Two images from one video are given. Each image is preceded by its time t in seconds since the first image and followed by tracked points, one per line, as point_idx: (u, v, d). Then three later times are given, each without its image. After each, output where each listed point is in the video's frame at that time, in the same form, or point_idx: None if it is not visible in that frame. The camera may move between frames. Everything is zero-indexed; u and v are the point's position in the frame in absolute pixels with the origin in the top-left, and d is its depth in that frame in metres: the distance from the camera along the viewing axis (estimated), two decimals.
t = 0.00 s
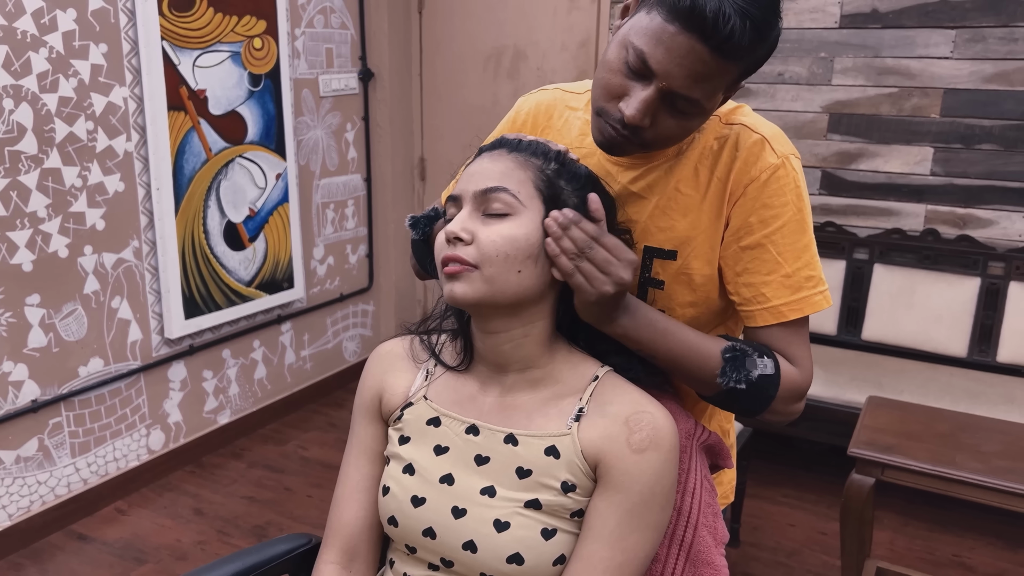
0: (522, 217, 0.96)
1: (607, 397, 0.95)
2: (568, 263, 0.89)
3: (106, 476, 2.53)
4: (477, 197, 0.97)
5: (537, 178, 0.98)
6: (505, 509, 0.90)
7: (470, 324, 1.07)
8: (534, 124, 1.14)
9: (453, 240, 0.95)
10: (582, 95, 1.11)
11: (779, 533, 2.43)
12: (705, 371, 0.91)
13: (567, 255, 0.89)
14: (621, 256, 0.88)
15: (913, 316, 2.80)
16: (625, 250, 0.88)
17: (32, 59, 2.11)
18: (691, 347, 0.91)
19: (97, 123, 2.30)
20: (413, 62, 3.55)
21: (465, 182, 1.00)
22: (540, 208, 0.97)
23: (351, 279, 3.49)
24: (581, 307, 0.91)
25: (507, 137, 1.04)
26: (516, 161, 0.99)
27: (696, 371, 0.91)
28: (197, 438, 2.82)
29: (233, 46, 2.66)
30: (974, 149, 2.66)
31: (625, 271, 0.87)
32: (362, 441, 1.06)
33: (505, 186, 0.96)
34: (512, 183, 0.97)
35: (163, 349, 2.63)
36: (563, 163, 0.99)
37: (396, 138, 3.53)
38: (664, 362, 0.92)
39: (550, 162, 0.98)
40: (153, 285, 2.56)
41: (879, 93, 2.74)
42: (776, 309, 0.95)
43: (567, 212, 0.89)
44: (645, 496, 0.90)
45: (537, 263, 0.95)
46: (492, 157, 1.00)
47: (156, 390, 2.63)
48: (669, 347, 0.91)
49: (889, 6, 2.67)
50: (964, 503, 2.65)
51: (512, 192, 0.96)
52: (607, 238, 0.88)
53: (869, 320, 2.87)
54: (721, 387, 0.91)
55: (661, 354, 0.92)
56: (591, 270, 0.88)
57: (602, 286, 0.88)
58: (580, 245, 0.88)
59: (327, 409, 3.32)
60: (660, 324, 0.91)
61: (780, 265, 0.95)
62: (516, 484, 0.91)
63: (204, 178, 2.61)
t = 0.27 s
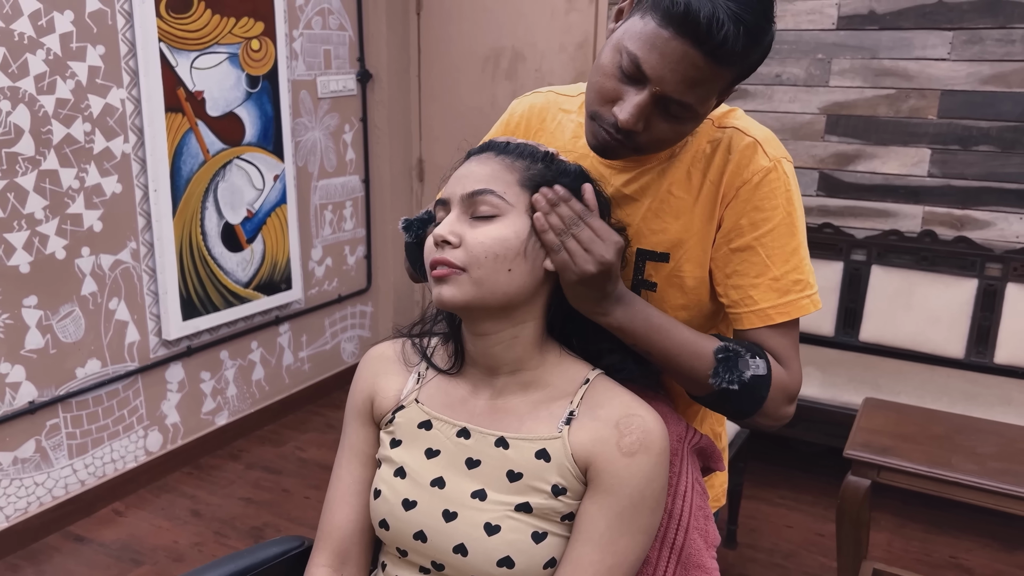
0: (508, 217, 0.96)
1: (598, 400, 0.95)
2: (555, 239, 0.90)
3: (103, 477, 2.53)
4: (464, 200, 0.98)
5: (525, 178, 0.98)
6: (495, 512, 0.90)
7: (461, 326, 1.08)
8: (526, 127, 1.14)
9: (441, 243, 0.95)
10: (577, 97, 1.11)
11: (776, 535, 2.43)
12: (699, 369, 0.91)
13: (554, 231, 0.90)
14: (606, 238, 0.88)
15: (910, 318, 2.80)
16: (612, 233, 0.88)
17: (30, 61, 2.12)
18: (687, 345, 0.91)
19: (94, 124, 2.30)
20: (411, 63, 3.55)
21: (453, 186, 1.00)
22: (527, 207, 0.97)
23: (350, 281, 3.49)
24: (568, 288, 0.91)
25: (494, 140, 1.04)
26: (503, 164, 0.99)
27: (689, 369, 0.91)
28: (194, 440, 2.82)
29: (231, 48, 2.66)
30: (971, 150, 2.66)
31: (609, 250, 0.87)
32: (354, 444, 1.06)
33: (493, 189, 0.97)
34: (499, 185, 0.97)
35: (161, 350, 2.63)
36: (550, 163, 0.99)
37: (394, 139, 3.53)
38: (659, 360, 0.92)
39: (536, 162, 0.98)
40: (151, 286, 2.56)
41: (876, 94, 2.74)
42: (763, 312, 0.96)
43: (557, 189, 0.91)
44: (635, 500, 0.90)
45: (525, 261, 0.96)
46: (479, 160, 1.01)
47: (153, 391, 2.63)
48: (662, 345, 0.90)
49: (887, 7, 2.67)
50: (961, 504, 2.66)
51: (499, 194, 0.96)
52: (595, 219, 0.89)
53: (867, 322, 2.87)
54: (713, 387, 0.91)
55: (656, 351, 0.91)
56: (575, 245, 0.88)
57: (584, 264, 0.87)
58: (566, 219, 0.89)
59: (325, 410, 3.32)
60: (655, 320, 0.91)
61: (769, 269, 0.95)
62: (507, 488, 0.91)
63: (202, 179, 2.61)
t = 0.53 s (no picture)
0: (507, 224, 0.96)
1: (592, 402, 0.96)
2: (557, 259, 0.90)
3: (102, 478, 2.54)
4: (463, 204, 0.98)
5: (523, 185, 0.99)
6: (489, 513, 0.90)
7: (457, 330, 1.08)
8: (521, 129, 1.14)
9: (439, 247, 0.96)
10: (571, 100, 1.11)
11: (774, 536, 2.43)
12: (694, 376, 0.91)
13: (556, 251, 0.90)
14: (609, 255, 0.89)
15: (908, 319, 2.80)
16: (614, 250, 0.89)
17: (29, 63, 2.12)
18: (683, 353, 0.91)
19: (93, 126, 2.30)
20: (410, 65, 3.56)
21: (451, 189, 1.01)
22: (525, 215, 0.98)
23: (349, 282, 3.50)
24: (568, 304, 0.91)
25: (492, 143, 1.05)
26: (502, 168, 1.00)
27: (685, 375, 0.91)
28: (193, 441, 2.83)
29: (230, 50, 2.67)
30: (968, 152, 2.67)
31: (613, 269, 0.88)
32: (350, 446, 1.06)
33: (492, 194, 0.97)
34: (498, 191, 0.98)
35: (160, 351, 2.64)
36: (547, 170, 1.00)
37: (393, 141, 3.54)
38: (654, 367, 0.92)
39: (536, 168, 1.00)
40: (150, 288, 2.56)
41: (873, 96, 2.75)
42: (759, 317, 0.96)
43: (561, 207, 0.90)
44: (628, 501, 0.91)
45: (522, 269, 0.96)
46: (477, 164, 1.01)
47: (152, 392, 2.63)
48: (658, 352, 0.91)
49: (884, 9, 2.68)
50: (958, 505, 2.66)
51: (498, 199, 0.97)
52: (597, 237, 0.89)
53: (864, 323, 2.88)
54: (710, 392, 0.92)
55: (652, 359, 0.91)
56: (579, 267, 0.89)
57: (588, 283, 0.88)
58: (570, 239, 0.89)
59: (324, 411, 3.33)
60: (652, 330, 0.91)
61: (765, 273, 0.96)
62: (501, 489, 0.91)
63: (200, 182, 2.62)
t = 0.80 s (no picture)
0: (492, 228, 0.96)
1: (586, 406, 0.96)
2: (540, 262, 0.91)
3: (101, 480, 2.54)
4: (449, 210, 0.99)
5: (509, 189, 0.99)
6: (483, 517, 0.91)
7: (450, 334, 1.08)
8: (521, 131, 1.14)
9: (425, 253, 0.96)
10: (572, 103, 1.11)
11: (773, 538, 2.44)
12: (687, 378, 0.92)
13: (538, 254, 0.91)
14: (589, 254, 0.88)
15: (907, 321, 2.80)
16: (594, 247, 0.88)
17: (29, 66, 2.13)
18: (676, 355, 0.91)
19: (93, 129, 2.31)
20: (410, 67, 3.56)
21: (440, 195, 1.01)
22: (511, 216, 0.98)
23: (348, 284, 3.50)
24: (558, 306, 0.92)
25: (483, 147, 1.05)
26: (489, 173, 1.00)
27: (679, 377, 0.92)
28: (193, 442, 2.83)
29: (229, 52, 2.67)
30: (967, 154, 2.67)
31: (595, 268, 0.88)
32: (345, 449, 1.07)
33: (476, 199, 0.97)
34: (484, 196, 0.98)
35: (159, 353, 2.64)
36: (536, 173, 1.00)
37: (393, 142, 3.54)
38: (649, 368, 0.93)
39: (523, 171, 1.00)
40: (149, 289, 2.57)
41: (872, 98, 2.75)
42: (752, 319, 0.96)
43: (536, 209, 0.91)
44: (622, 505, 0.91)
45: (509, 270, 0.96)
46: (465, 169, 1.02)
47: (152, 394, 2.64)
48: (652, 354, 0.91)
49: (883, 12, 2.68)
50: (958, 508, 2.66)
51: (483, 204, 0.97)
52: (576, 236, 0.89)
53: (863, 325, 2.88)
54: (701, 394, 0.92)
55: (646, 360, 0.92)
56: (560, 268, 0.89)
57: (572, 284, 0.88)
58: (549, 241, 0.90)
59: (323, 413, 3.33)
60: (647, 330, 0.91)
61: (760, 277, 0.96)
62: (495, 493, 0.92)
63: (199, 184, 2.62)
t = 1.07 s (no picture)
0: (505, 240, 0.97)
1: (586, 419, 0.96)
2: (558, 263, 0.90)
3: (100, 484, 2.54)
4: (461, 220, 0.98)
5: (520, 202, 0.99)
6: (483, 530, 0.90)
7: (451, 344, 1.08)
8: (521, 140, 1.15)
9: (437, 262, 0.96)
10: (571, 112, 1.11)
11: (772, 543, 2.43)
12: (686, 388, 0.92)
13: (558, 256, 0.91)
14: (609, 264, 0.89)
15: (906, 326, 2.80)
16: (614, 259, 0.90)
17: (28, 70, 2.13)
18: (678, 364, 0.91)
19: (92, 133, 2.31)
20: (409, 71, 3.56)
21: (449, 205, 1.01)
22: (524, 231, 0.99)
23: (347, 287, 3.50)
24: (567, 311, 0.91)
25: (488, 160, 1.05)
26: (499, 185, 1.00)
27: (678, 388, 0.92)
28: (192, 447, 2.83)
29: (229, 57, 2.67)
30: (966, 159, 2.67)
31: (614, 276, 0.89)
32: (344, 460, 1.06)
33: (490, 211, 0.98)
34: (496, 207, 0.98)
35: (158, 357, 2.64)
36: (543, 185, 1.00)
37: (392, 146, 3.54)
38: (648, 377, 0.93)
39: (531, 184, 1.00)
40: (148, 294, 2.56)
41: (872, 103, 2.75)
42: (754, 334, 0.96)
43: (562, 214, 0.91)
44: (621, 518, 0.91)
45: (521, 285, 0.97)
46: (474, 180, 1.02)
47: (151, 398, 2.63)
48: (652, 365, 0.91)
49: (882, 16, 2.68)
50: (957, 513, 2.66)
51: (496, 216, 0.98)
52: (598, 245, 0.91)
53: (863, 329, 2.88)
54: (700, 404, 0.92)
55: (645, 370, 0.92)
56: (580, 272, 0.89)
57: (589, 288, 0.88)
58: (572, 245, 0.90)
59: (322, 417, 3.33)
60: (647, 339, 0.91)
61: (761, 291, 0.96)
62: (494, 506, 0.91)
63: (198, 189, 2.62)
